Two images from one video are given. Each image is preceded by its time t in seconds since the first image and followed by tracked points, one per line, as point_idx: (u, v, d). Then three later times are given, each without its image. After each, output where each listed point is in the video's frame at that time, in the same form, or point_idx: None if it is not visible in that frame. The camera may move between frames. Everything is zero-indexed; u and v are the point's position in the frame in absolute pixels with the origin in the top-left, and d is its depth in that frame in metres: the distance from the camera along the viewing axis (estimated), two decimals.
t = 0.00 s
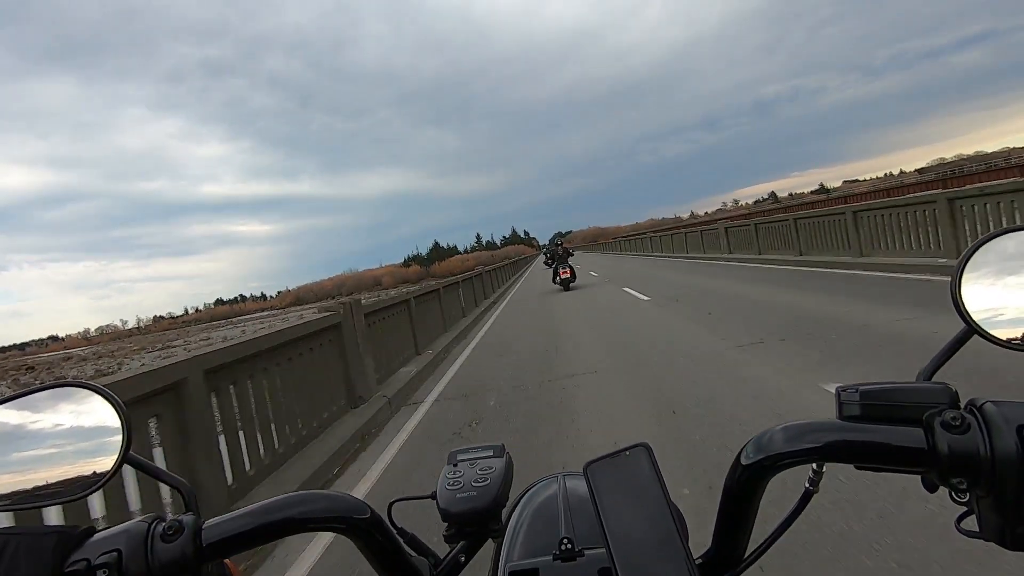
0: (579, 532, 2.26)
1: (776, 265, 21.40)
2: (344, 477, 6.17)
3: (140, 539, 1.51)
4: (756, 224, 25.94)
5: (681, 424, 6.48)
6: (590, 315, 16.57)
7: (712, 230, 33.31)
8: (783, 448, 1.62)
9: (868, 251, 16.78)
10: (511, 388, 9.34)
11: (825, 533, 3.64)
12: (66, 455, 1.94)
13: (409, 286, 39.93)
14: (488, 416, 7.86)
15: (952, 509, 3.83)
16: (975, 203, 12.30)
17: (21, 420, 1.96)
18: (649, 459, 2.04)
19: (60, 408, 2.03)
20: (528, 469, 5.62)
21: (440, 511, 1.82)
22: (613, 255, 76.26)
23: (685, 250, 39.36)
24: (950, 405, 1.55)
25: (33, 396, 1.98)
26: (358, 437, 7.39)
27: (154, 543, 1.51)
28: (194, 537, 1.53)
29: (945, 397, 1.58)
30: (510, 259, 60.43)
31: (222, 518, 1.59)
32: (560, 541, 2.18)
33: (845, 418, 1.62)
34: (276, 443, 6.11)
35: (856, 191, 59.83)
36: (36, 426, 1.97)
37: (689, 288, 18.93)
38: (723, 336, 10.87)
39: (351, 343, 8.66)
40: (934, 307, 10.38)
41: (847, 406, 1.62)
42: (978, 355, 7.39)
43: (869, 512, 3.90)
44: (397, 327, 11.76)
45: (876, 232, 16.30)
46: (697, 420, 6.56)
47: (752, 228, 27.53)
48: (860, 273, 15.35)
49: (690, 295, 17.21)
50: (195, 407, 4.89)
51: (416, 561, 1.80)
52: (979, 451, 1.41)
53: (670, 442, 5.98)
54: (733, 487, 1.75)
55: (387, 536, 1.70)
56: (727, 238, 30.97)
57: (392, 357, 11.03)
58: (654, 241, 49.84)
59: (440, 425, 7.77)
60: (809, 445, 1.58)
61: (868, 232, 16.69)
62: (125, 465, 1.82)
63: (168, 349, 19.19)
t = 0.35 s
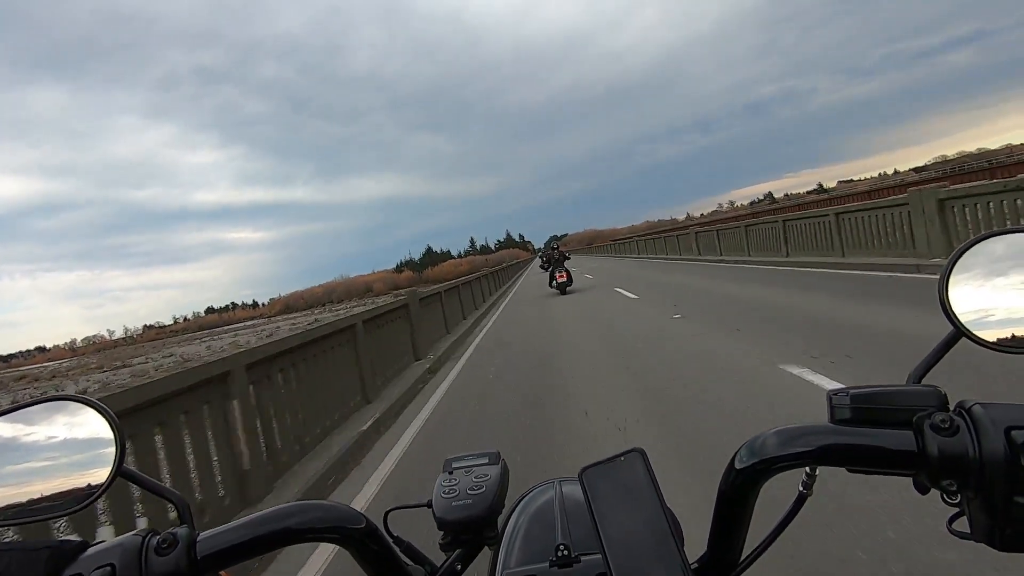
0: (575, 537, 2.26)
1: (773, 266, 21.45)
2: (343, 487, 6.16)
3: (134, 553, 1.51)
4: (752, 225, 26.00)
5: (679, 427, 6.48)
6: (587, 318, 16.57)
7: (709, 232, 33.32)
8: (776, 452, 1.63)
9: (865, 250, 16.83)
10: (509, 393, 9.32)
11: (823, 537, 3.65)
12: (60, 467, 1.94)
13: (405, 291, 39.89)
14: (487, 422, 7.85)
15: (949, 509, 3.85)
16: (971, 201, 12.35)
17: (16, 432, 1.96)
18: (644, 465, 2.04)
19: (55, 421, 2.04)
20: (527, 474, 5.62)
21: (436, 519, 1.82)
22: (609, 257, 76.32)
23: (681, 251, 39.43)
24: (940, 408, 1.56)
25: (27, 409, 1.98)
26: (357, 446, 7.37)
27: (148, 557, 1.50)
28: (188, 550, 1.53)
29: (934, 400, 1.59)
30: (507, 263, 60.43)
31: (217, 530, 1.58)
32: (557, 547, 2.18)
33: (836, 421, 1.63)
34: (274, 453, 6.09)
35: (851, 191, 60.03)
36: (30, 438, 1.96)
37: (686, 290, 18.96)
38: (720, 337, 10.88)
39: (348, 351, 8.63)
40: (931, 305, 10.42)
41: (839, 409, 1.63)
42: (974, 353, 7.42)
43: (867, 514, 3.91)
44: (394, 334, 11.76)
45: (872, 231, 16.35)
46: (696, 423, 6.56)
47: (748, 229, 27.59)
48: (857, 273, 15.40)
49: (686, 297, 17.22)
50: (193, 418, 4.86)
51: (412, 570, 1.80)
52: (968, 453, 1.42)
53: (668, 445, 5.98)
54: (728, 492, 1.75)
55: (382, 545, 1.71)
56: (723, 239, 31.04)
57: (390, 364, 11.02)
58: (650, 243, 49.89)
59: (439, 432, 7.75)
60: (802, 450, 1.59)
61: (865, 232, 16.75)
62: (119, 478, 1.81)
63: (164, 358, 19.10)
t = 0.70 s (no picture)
0: (581, 536, 2.23)
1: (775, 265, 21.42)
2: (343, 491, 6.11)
3: (133, 552, 1.48)
4: (754, 224, 25.96)
5: (683, 427, 6.44)
6: (588, 318, 16.53)
7: (709, 230, 33.25)
8: (786, 447, 1.60)
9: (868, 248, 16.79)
10: (512, 395, 9.28)
11: (831, 537, 3.61)
12: (58, 468, 1.90)
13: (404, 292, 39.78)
14: (490, 424, 7.80)
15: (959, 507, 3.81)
16: (975, 198, 12.32)
17: (13, 433, 1.92)
18: (650, 461, 2.02)
19: (54, 420, 2.00)
20: (531, 475, 5.57)
21: (439, 516, 1.79)
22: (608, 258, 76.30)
23: (682, 250, 39.40)
24: (954, 400, 1.53)
25: (25, 409, 1.94)
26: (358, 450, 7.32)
27: (147, 556, 1.47)
28: (187, 549, 1.49)
29: (948, 392, 1.57)
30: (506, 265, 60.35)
31: (217, 527, 1.55)
32: (562, 546, 2.15)
33: (848, 415, 1.60)
34: (270, 457, 6.04)
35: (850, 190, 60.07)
36: (28, 439, 1.92)
37: (687, 289, 18.92)
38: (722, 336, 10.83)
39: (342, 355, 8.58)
40: (934, 302, 10.40)
41: (850, 403, 1.60)
42: (980, 350, 7.39)
43: (875, 511, 3.89)
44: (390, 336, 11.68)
45: (876, 229, 16.32)
46: (700, 422, 6.52)
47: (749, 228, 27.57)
48: (859, 271, 15.37)
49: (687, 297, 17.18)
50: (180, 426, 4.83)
51: (414, 568, 1.76)
52: (985, 446, 1.39)
53: (673, 444, 5.94)
54: (736, 488, 1.73)
55: (385, 542, 1.68)
56: (724, 238, 31.00)
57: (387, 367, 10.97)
58: (650, 242, 49.89)
59: (441, 435, 7.71)
60: (812, 444, 1.56)
61: (868, 229, 16.72)
62: (117, 476, 1.78)
63: (162, 361, 19.00)
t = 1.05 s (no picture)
0: (582, 530, 2.23)
1: (778, 260, 21.39)
2: (344, 487, 6.12)
3: (134, 551, 1.48)
4: (757, 219, 25.94)
5: (685, 423, 6.45)
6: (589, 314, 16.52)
7: (712, 225, 33.15)
8: (787, 442, 1.61)
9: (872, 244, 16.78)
10: (512, 391, 9.28)
11: (833, 535, 3.61)
12: (60, 463, 1.90)
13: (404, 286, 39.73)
14: (491, 419, 7.80)
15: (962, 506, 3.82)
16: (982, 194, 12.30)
17: (16, 428, 1.92)
18: (652, 456, 2.02)
19: (55, 416, 2.00)
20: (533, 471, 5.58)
21: (441, 512, 1.80)
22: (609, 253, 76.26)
23: (684, 245, 39.37)
24: (954, 394, 1.54)
25: (27, 404, 1.94)
26: (358, 446, 7.33)
27: (149, 554, 1.47)
28: (189, 546, 1.50)
29: (949, 386, 1.57)
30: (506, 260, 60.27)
31: (218, 526, 1.55)
32: (563, 541, 2.15)
33: (848, 409, 1.61)
34: (270, 450, 6.04)
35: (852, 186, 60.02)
36: (31, 435, 1.92)
37: (688, 284, 18.91)
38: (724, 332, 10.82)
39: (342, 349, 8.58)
40: (938, 298, 10.39)
41: (851, 397, 1.60)
42: (983, 346, 7.40)
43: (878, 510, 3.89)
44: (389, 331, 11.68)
45: (880, 224, 16.30)
46: (702, 418, 6.53)
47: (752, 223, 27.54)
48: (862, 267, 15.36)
49: (688, 292, 17.18)
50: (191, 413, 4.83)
51: (416, 565, 1.77)
52: (986, 440, 1.40)
53: (675, 440, 5.95)
54: (738, 483, 1.73)
55: (387, 538, 1.68)
56: (726, 233, 30.97)
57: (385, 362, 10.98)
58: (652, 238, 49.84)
59: (442, 431, 7.71)
60: (812, 439, 1.57)
61: (873, 225, 16.70)
62: (118, 473, 1.78)
63: (161, 354, 18.96)
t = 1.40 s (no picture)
0: (586, 530, 2.24)
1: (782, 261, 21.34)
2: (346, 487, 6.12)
3: (143, 551, 1.49)
4: (761, 219, 25.88)
5: (689, 423, 6.44)
6: (591, 313, 16.51)
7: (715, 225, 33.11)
8: (790, 442, 1.62)
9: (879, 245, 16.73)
10: (515, 390, 9.27)
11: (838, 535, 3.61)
12: (64, 464, 1.91)
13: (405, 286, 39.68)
14: (494, 419, 7.80)
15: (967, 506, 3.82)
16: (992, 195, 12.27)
17: (21, 429, 1.92)
18: (655, 456, 2.03)
19: (60, 417, 2.00)
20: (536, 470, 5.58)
21: (446, 512, 1.81)
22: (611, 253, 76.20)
23: (688, 245, 39.31)
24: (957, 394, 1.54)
25: (32, 405, 1.95)
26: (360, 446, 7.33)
27: (157, 555, 1.48)
28: (197, 547, 1.51)
29: (951, 386, 1.58)
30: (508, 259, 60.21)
31: (225, 526, 1.56)
32: (567, 540, 2.16)
33: (852, 409, 1.62)
34: (267, 450, 6.06)
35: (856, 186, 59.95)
36: (36, 435, 1.93)
37: (691, 284, 18.88)
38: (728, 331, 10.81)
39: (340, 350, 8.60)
40: (944, 298, 10.36)
41: (855, 397, 1.61)
42: (990, 347, 7.38)
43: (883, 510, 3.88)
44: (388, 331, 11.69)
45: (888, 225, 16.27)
46: (705, 418, 6.52)
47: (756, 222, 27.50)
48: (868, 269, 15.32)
49: (691, 292, 17.15)
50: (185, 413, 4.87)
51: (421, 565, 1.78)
52: (989, 440, 1.41)
53: (678, 440, 5.94)
54: (741, 482, 1.74)
55: (392, 538, 1.69)
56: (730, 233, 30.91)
57: (384, 362, 10.99)
58: (655, 237, 49.78)
59: (444, 431, 7.71)
60: (815, 439, 1.58)
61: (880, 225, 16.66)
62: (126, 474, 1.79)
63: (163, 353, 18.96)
